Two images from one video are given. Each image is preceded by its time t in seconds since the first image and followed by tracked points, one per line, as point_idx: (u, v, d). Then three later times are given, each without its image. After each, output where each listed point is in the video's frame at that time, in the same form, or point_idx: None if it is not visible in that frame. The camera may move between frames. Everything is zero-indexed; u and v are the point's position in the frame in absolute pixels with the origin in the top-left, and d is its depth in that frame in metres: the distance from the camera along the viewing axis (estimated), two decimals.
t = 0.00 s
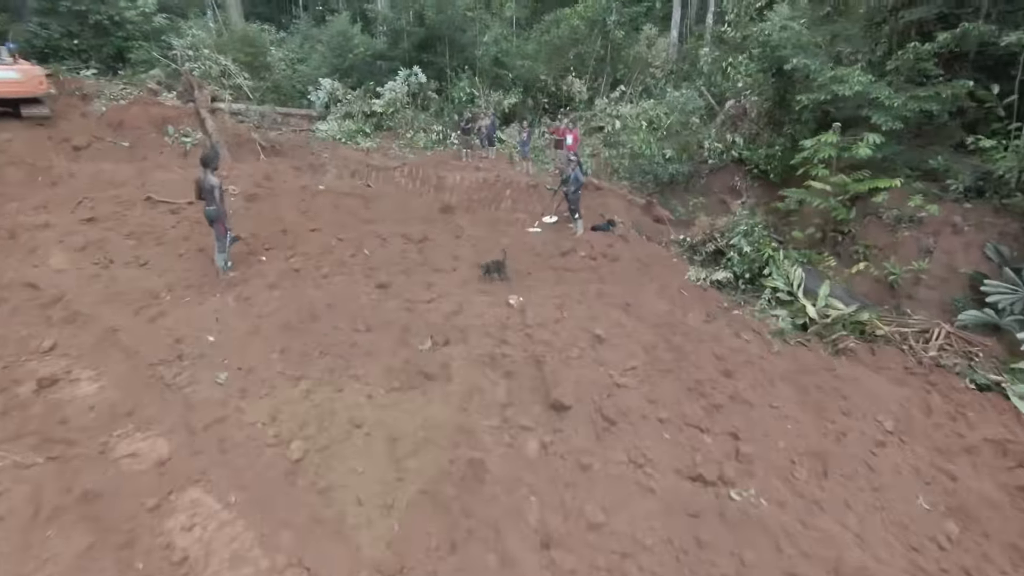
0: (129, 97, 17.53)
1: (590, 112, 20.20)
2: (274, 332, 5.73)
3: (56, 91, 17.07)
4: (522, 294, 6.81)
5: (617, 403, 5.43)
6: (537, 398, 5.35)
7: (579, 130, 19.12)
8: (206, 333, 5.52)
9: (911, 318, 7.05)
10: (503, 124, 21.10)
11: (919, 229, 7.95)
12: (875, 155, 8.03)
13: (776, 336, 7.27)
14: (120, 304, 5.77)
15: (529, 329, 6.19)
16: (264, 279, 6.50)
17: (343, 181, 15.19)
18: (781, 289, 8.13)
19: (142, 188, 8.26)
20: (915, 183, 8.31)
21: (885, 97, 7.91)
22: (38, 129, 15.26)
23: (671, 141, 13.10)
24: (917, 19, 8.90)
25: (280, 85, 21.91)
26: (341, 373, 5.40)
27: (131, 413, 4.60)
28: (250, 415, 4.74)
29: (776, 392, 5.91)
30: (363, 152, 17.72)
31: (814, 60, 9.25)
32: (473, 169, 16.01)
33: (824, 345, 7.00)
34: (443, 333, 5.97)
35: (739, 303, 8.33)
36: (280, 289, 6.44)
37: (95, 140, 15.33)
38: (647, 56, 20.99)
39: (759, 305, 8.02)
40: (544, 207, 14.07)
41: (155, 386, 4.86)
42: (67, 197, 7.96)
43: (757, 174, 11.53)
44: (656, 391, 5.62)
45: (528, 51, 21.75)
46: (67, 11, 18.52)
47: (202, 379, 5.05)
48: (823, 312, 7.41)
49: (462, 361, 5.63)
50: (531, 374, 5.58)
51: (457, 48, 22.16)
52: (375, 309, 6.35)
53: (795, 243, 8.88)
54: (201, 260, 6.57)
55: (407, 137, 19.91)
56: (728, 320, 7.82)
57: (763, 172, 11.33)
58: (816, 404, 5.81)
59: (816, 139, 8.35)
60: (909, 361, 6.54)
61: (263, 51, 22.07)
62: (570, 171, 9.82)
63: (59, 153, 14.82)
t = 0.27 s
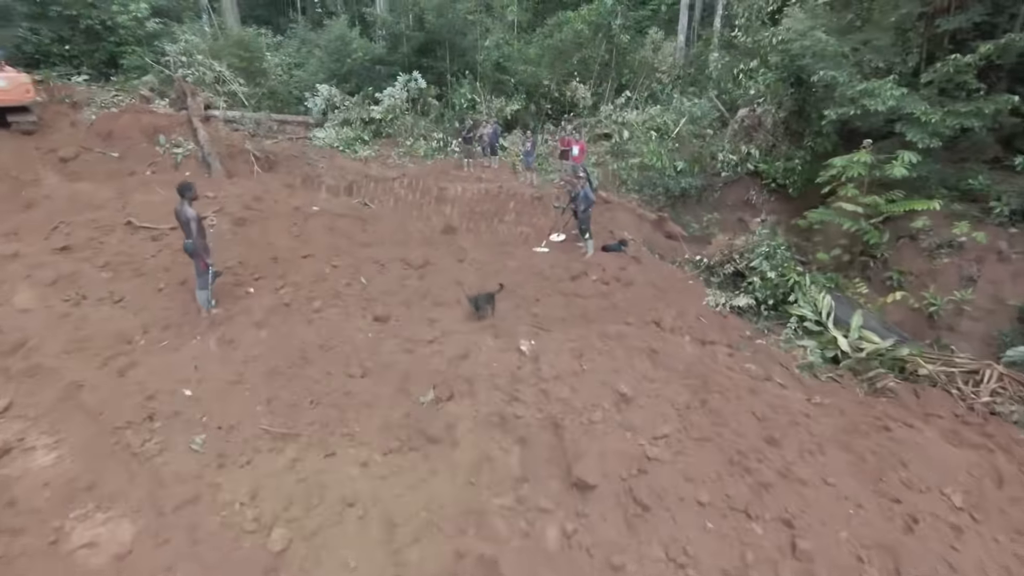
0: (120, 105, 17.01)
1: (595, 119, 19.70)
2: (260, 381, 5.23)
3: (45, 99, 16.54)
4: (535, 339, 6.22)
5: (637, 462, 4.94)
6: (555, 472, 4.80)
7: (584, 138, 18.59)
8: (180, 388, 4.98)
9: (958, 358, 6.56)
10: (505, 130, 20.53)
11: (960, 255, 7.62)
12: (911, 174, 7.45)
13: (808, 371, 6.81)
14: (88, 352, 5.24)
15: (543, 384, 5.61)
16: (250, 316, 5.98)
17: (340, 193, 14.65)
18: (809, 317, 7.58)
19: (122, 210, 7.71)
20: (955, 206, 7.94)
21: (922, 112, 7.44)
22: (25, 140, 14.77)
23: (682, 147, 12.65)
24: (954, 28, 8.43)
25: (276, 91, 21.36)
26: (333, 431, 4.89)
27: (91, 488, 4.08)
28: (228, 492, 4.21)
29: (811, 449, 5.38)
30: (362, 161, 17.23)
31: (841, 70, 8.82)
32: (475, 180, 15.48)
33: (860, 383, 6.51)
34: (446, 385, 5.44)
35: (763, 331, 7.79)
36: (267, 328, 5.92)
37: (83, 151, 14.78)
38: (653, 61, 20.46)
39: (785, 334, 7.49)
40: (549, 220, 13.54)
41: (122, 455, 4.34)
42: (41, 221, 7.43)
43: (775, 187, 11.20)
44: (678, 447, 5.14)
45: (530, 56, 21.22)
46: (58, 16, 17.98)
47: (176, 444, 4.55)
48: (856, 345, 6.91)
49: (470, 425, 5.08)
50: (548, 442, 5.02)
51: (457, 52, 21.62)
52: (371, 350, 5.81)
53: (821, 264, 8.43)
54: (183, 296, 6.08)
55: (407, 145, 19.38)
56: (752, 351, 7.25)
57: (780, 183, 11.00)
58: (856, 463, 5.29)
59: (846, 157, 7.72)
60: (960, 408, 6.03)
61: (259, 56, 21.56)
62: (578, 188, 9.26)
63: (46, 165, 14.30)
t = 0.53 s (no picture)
0: (110, 107, 16.41)
1: (600, 120, 19.15)
2: (235, 423, 4.65)
3: (31, 101, 15.93)
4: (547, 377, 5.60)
5: (667, 529, 4.37)
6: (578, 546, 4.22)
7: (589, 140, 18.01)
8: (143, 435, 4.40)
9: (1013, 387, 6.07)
10: (507, 132, 19.92)
11: (1009, 273, 7.11)
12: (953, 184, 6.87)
13: (843, 400, 6.31)
14: (41, 392, 4.66)
15: (561, 434, 5.02)
16: (228, 344, 5.38)
17: (336, 199, 14.08)
18: (841, 338, 7.02)
19: (95, 222, 7.12)
20: (1001, 218, 7.48)
21: (966, 116, 6.94)
22: (9, 144, 14.21)
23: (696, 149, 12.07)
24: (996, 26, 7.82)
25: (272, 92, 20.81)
26: (320, 482, 4.31)
27: (29, 567, 3.54)
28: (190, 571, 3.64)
29: (856, 501, 4.81)
30: (358, 164, 16.66)
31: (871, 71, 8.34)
32: (476, 184, 14.92)
33: (904, 415, 6.01)
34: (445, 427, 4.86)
35: (789, 353, 7.22)
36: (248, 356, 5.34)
37: (68, 155, 14.19)
38: (659, 61, 19.87)
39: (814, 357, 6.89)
40: (553, 228, 12.98)
41: (68, 523, 3.79)
42: (7, 235, 6.86)
43: (793, 195, 10.84)
44: (723, 518, 4.55)
45: (533, 56, 20.64)
46: (46, 15, 17.30)
47: (135, 505, 3.99)
48: (896, 372, 6.39)
49: (475, 483, 4.49)
50: (567, 507, 4.44)
51: (457, 52, 21.05)
52: (363, 382, 5.22)
53: (849, 281, 8.04)
54: (155, 322, 5.52)
55: (406, 147, 18.80)
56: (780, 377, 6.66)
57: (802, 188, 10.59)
58: (906, 517, 4.73)
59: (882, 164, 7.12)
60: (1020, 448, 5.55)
61: (254, 57, 20.99)
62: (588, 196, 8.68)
63: (29, 170, 13.72)
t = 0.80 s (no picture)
0: (97, 104, 15.80)
1: (604, 121, 18.62)
2: (200, 467, 4.05)
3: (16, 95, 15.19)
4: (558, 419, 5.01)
5: None
6: None
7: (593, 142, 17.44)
8: (87, 487, 3.80)
9: None
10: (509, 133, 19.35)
11: None
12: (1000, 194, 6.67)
13: (884, 433, 5.84)
14: None
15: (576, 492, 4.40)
16: (197, 372, 4.79)
17: (331, 201, 13.49)
18: (877, 363, 6.55)
19: (60, 230, 6.51)
20: None
21: (1014, 121, 6.95)
22: None
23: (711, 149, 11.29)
24: None
25: (267, 91, 20.23)
26: (295, 543, 3.71)
27: None
28: None
29: None
30: (354, 166, 16.07)
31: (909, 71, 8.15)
32: (476, 187, 14.35)
33: (955, 452, 5.57)
34: (440, 477, 4.29)
35: (818, 378, 6.68)
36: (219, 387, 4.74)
37: (50, 154, 13.57)
38: (666, 62, 19.28)
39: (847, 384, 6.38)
40: (557, 234, 12.41)
41: None
42: None
43: (814, 202, 10.36)
44: None
45: (536, 55, 20.01)
46: (34, 8, 16.56)
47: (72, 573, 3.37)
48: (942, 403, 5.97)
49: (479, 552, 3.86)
50: None
51: (458, 51, 20.47)
52: (350, 416, 4.64)
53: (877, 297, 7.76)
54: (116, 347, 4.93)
55: (404, 148, 18.21)
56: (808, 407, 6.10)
57: (822, 195, 10.16)
58: None
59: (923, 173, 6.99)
60: None
61: (248, 54, 20.38)
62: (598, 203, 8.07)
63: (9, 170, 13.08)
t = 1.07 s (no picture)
0: (86, 100, 15.21)
1: (611, 122, 18.06)
2: (152, 527, 3.45)
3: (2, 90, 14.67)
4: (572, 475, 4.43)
5: None
6: None
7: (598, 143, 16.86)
8: (4, 559, 3.16)
9: None
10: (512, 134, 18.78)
11: None
12: None
13: (930, 469, 5.29)
14: None
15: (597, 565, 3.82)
16: (158, 407, 4.19)
17: (326, 203, 12.87)
18: (920, 391, 6.01)
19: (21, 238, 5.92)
20: None
21: None
22: None
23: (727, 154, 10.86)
24: None
25: (263, 89, 19.61)
26: None
27: None
28: None
29: None
30: (350, 166, 15.45)
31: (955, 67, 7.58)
32: (477, 190, 13.74)
33: (1013, 497, 5.03)
34: (435, 540, 3.73)
35: (852, 405, 6.15)
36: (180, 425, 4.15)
37: (32, 151, 12.94)
38: (675, 61, 18.67)
39: (887, 414, 5.84)
40: (563, 240, 11.81)
41: None
42: None
43: (838, 210, 9.73)
44: None
45: (540, 53, 19.40)
46: (23, 2, 16.07)
47: None
48: (998, 439, 5.40)
49: None
50: None
51: (460, 48, 19.91)
52: (333, 461, 4.06)
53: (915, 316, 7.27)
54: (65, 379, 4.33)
55: (403, 148, 17.61)
56: (845, 441, 5.55)
57: (847, 202, 9.56)
58: None
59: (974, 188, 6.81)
60: None
61: (244, 49, 19.79)
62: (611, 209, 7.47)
63: None
